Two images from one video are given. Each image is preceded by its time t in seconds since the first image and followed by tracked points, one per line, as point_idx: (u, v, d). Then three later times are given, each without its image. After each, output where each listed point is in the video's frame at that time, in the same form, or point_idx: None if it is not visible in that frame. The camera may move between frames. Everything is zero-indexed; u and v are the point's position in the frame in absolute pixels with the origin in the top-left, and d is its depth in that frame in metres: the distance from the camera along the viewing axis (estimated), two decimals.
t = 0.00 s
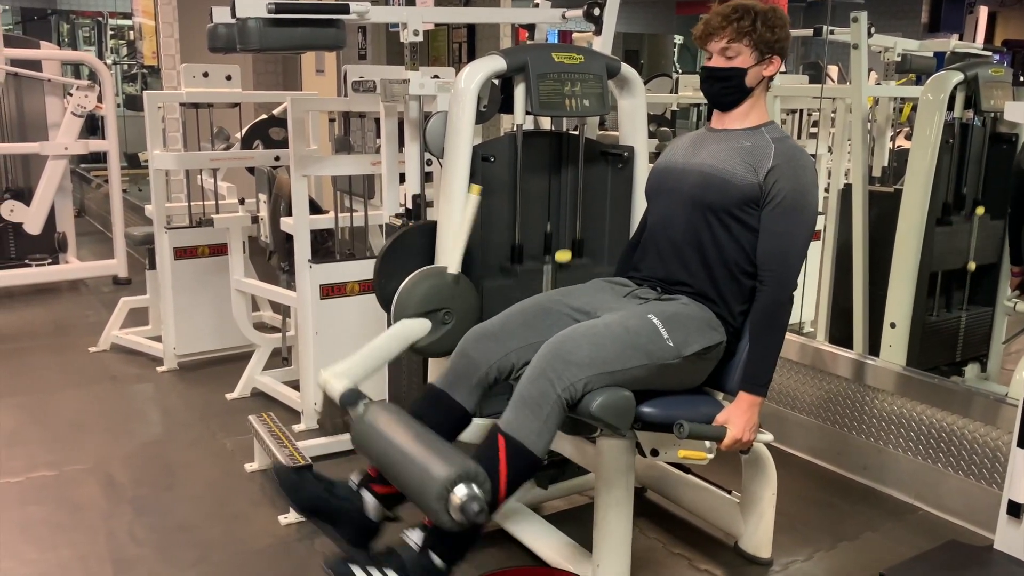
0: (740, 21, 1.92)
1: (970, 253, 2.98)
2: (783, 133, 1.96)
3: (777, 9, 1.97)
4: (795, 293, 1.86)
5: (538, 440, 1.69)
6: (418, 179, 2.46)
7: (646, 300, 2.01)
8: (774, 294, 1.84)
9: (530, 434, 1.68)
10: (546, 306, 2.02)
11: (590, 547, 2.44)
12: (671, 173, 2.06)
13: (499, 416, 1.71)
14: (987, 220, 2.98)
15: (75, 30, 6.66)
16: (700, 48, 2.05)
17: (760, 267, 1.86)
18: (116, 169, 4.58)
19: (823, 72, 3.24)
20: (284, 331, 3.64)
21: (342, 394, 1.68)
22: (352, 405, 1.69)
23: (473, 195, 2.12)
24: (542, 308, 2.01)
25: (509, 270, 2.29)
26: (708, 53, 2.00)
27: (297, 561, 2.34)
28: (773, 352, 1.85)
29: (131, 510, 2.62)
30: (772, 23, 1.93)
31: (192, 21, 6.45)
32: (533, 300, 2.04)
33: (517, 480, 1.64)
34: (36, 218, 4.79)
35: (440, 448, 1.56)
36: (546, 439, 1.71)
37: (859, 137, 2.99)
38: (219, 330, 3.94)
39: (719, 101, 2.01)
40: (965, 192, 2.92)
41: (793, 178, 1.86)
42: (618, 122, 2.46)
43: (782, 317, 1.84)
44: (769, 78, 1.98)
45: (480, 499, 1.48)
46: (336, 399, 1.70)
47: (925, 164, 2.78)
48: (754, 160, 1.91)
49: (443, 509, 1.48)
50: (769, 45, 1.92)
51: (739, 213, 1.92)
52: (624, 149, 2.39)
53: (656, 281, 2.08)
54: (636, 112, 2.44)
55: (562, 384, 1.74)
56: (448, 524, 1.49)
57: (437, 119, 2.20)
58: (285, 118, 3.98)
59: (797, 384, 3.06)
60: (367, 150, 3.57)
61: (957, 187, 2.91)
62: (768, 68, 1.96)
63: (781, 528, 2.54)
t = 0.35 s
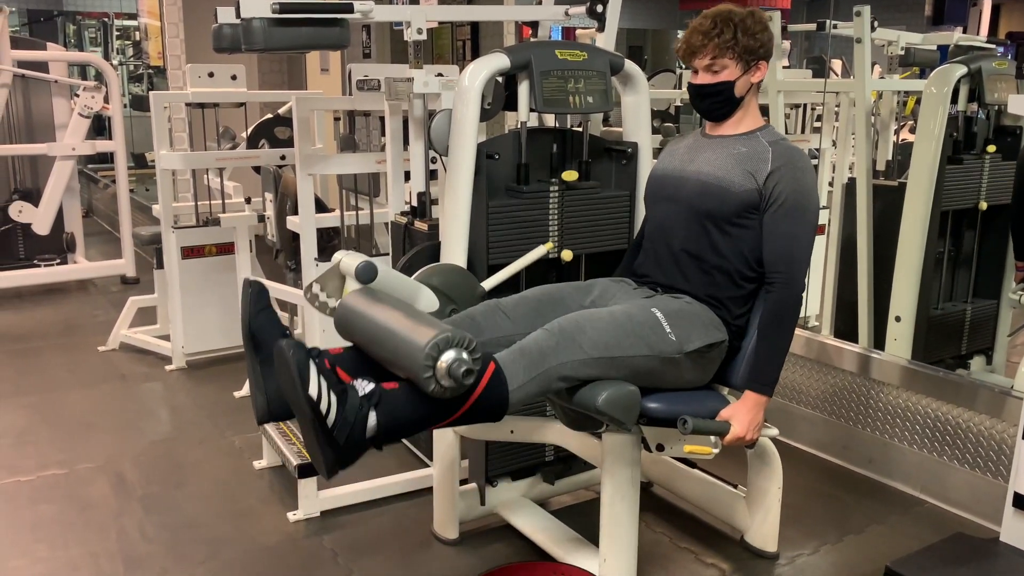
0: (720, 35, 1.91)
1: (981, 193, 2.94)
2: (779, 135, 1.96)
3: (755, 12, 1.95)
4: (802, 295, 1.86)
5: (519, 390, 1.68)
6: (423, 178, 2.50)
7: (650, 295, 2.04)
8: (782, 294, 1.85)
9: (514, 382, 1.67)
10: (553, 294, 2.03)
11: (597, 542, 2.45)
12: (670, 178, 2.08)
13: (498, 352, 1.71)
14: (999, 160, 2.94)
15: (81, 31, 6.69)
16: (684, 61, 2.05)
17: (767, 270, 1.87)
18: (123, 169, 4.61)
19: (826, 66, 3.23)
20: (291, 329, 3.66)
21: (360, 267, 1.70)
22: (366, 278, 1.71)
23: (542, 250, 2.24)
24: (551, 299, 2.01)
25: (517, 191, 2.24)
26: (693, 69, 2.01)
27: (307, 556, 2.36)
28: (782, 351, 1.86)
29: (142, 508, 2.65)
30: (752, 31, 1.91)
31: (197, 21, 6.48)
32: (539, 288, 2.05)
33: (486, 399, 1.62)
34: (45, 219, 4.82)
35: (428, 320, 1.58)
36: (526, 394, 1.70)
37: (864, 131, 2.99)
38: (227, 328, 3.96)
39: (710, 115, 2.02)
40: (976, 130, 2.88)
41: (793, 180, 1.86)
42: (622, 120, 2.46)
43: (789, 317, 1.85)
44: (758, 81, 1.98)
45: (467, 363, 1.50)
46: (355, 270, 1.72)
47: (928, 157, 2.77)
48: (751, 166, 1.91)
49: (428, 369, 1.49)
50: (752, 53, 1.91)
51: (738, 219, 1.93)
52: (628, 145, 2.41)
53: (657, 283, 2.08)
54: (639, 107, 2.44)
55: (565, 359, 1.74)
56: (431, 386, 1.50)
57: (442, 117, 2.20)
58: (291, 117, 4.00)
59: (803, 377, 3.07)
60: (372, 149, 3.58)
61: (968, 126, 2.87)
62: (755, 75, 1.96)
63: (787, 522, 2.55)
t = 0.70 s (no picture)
0: (728, 30, 1.91)
1: (976, 245, 2.99)
2: (786, 132, 1.97)
3: (762, 7, 1.95)
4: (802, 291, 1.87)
5: (543, 438, 1.70)
6: (425, 178, 2.49)
7: (648, 302, 2.04)
8: (783, 292, 1.85)
9: (535, 435, 1.70)
10: (551, 302, 2.04)
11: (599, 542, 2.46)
12: (675, 175, 2.08)
13: (503, 412, 1.72)
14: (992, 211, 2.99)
15: (85, 32, 6.71)
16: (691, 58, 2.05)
17: (768, 266, 1.87)
18: (127, 170, 4.62)
19: (829, 67, 3.23)
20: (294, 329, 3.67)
21: (349, 387, 1.71)
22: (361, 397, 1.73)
23: (483, 198, 2.13)
24: (549, 305, 2.02)
25: (517, 265, 2.30)
26: (700, 65, 2.01)
27: (310, 556, 2.37)
28: (783, 351, 1.87)
29: (145, 508, 2.66)
30: (759, 24, 1.92)
31: (200, 23, 6.50)
32: (536, 297, 2.06)
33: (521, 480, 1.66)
34: (49, 219, 4.83)
35: (447, 441, 1.58)
36: (550, 436, 1.72)
37: (865, 131, 2.99)
38: (230, 328, 3.97)
39: (719, 111, 2.02)
40: (971, 182, 2.91)
41: (798, 178, 1.87)
42: (623, 120, 2.47)
43: (791, 316, 1.86)
44: (766, 76, 1.99)
45: (487, 492, 1.51)
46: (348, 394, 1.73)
47: (930, 157, 2.78)
48: (757, 162, 1.92)
49: (450, 501, 1.49)
50: (760, 47, 1.92)
51: (743, 215, 1.93)
52: (629, 146, 2.42)
53: (659, 284, 2.09)
54: (640, 108, 2.45)
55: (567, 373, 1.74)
56: (453, 516, 1.50)
57: (443, 119, 2.22)
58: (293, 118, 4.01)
59: (805, 377, 3.07)
60: (374, 150, 3.59)
61: (964, 177, 2.90)
62: (763, 69, 1.96)
63: (789, 522, 2.55)
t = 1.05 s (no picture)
0: (728, 33, 1.91)
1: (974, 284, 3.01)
2: (789, 131, 1.97)
3: (761, 7, 1.96)
4: (802, 289, 1.88)
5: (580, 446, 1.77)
6: (427, 179, 2.45)
7: (653, 303, 2.04)
8: (783, 292, 1.86)
9: (573, 446, 1.76)
10: (555, 308, 2.04)
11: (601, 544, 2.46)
12: (678, 178, 2.09)
13: (533, 437, 1.80)
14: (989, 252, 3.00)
15: (90, 34, 6.74)
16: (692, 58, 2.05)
17: (768, 267, 1.88)
18: (131, 171, 4.64)
19: (830, 70, 3.24)
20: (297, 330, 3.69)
21: (394, 446, 1.91)
22: (406, 455, 1.92)
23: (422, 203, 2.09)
24: (550, 309, 2.04)
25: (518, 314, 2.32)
26: (702, 67, 2.01)
27: (311, 557, 2.38)
28: (784, 350, 1.87)
29: (147, 507, 2.67)
30: (759, 26, 1.92)
31: (204, 25, 6.53)
32: (540, 302, 2.07)
33: (575, 491, 1.78)
34: (53, 220, 4.85)
35: (510, 486, 1.70)
36: (582, 443, 1.78)
37: (866, 134, 3.00)
38: (233, 329, 3.99)
39: (720, 112, 2.03)
40: (969, 224, 2.94)
41: (799, 177, 1.87)
42: (624, 121, 2.47)
43: (791, 317, 1.86)
44: (767, 75, 1.99)
45: (547, 536, 1.62)
46: (392, 451, 1.92)
47: (932, 160, 2.78)
48: (759, 162, 1.92)
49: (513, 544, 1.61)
50: (761, 48, 1.92)
51: (746, 216, 1.94)
52: (632, 149, 2.41)
53: (663, 285, 2.11)
54: (643, 110, 2.46)
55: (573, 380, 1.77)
56: (516, 558, 1.62)
57: (446, 120, 2.23)
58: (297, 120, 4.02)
59: (807, 381, 3.08)
60: (377, 152, 3.60)
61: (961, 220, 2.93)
62: (764, 69, 1.97)
63: (790, 525, 2.56)
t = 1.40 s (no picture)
0: (723, 46, 1.90)
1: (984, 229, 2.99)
2: (793, 133, 1.98)
3: (754, 14, 1.92)
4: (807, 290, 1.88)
5: (537, 423, 1.69)
6: (431, 179, 2.49)
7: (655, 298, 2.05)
8: (786, 292, 1.86)
9: (531, 417, 1.68)
10: (562, 300, 2.05)
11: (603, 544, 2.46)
12: (682, 177, 2.09)
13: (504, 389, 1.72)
14: (1001, 195, 2.98)
15: (95, 33, 6.76)
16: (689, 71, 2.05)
17: (771, 268, 1.88)
18: (136, 169, 4.65)
19: (834, 71, 3.22)
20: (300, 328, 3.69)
21: (349, 341, 1.63)
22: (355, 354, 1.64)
23: (518, 216, 2.11)
24: (556, 302, 2.04)
25: (524, 235, 2.30)
26: (700, 80, 2.01)
27: (313, 555, 2.38)
28: (788, 351, 1.87)
29: (150, 506, 2.67)
30: (753, 35, 1.90)
31: (209, 24, 6.55)
32: (544, 295, 2.07)
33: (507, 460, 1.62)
34: (57, 218, 4.86)
35: (432, 397, 1.54)
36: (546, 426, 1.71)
37: (870, 136, 3.00)
38: (237, 326, 4.00)
39: (722, 123, 2.03)
40: (980, 166, 2.92)
41: (804, 178, 1.88)
42: (630, 121, 2.48)
43: (794, 317, 1.86)
44: (767, 81, 1.99)
45: (473, 448, 1.47)
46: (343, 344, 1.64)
47: (936, 161, 2.77)
48: (764, 163, 1.93)
49: (436, 457, 1.45)
50: (758, 56, 1.91)
51: (750, 215, 1.94)
52: (635, 149, 2.42)
53: (665, 280, 2.11)
54: (647, 110, 2.46)
55: (573, 372, 1.76)
56: (439, 472, 1.47)
57: (450, 120, 2.24)
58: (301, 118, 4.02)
59: (809, 381, 3.08)
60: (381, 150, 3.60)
61: (971, 168, 2.91)
62: (762, 75, 1.96)
63: (792, 525, 2.56)
